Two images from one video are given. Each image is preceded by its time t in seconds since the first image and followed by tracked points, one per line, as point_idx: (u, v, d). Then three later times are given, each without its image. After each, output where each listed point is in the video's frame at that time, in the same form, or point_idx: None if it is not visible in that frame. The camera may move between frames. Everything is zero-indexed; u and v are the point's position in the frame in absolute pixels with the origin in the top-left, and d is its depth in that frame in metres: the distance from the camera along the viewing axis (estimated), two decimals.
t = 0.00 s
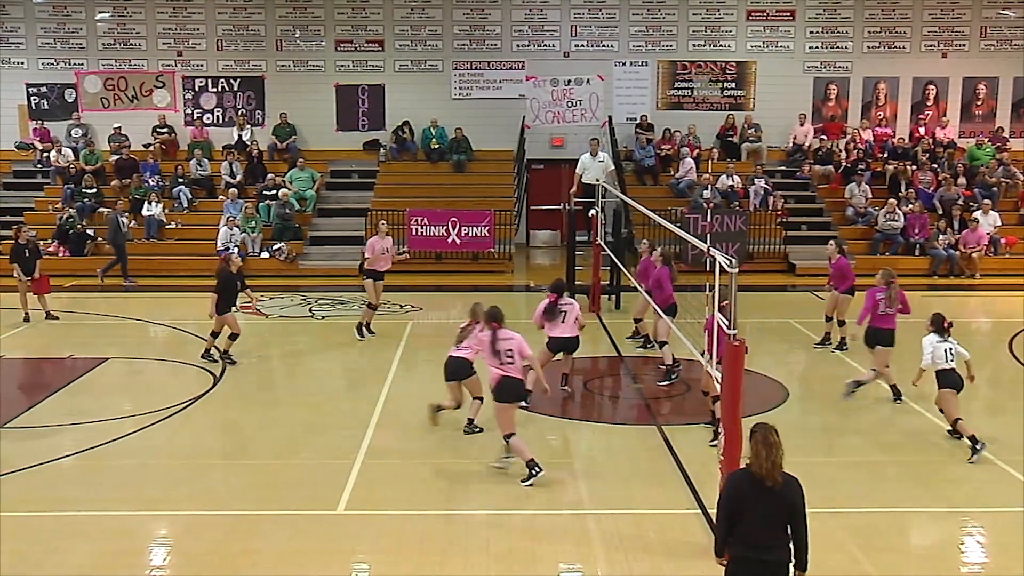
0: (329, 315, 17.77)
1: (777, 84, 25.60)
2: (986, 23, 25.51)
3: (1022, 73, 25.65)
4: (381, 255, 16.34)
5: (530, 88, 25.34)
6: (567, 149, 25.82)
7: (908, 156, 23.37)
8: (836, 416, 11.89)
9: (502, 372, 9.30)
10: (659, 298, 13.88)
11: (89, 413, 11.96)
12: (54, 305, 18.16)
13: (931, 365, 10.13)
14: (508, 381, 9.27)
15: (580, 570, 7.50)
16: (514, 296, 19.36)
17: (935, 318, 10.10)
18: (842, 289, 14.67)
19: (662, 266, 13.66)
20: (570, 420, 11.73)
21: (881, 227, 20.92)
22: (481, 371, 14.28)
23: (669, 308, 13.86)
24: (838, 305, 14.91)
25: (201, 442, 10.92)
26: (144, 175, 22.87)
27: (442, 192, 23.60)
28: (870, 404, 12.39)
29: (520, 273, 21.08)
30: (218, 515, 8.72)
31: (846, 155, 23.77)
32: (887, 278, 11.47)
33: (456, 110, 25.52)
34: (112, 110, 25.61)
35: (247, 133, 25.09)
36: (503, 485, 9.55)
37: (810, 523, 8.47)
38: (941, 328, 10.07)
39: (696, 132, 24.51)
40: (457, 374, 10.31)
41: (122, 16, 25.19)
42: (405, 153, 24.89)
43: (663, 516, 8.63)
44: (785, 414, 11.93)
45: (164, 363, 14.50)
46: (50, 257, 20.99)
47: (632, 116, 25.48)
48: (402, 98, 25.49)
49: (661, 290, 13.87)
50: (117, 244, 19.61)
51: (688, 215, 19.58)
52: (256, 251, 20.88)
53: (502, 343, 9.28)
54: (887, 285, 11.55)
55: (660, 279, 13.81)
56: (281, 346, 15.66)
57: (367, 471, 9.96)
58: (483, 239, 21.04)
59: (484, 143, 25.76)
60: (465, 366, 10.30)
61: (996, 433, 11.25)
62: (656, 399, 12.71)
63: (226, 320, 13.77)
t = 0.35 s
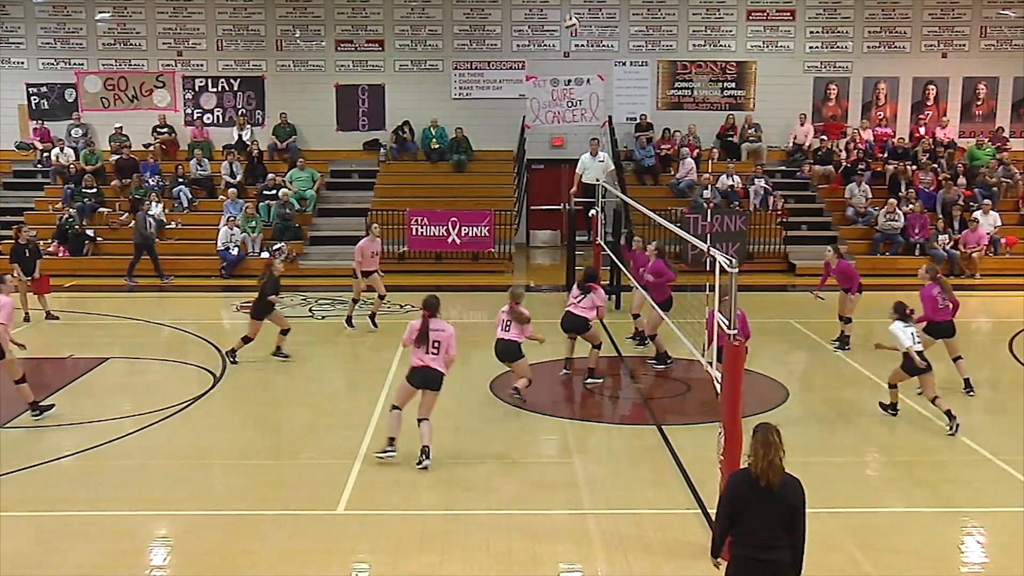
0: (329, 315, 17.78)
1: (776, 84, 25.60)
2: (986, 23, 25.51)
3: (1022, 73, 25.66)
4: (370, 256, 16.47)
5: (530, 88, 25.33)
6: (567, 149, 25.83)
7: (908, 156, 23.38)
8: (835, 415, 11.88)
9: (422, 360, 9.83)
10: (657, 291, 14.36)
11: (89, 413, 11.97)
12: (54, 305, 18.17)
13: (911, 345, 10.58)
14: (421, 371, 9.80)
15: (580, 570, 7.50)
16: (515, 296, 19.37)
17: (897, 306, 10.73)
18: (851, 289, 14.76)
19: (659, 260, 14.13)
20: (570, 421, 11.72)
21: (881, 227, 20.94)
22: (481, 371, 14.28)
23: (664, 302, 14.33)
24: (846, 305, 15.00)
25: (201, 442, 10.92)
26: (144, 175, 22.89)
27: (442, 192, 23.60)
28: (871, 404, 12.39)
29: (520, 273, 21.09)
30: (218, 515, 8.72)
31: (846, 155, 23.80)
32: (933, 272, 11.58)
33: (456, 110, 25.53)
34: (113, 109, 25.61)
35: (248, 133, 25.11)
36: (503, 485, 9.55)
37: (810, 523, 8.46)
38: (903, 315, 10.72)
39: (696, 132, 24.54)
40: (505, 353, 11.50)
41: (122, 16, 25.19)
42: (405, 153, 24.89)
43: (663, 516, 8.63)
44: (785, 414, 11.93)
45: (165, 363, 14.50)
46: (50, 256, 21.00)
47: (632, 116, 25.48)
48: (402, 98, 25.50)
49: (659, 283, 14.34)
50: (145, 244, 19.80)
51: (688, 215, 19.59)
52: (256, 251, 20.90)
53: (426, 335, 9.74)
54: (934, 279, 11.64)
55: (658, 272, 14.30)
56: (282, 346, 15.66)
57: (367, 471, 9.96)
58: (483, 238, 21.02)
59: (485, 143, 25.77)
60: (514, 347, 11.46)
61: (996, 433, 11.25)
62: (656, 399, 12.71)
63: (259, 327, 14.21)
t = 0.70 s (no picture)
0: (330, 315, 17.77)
1: (776, 84, 25.60)
2: (986, 23, 25.51)
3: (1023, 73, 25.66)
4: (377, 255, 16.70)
5: (530, 88, 25.33)
6: (567, 149, 25.83)
7: (908, 157, 23.39)
8: (837, 416, 11.87)
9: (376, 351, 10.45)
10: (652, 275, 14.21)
11: (89, 413, 11.98)
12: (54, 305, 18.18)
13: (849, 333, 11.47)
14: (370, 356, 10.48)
15: (580, 571, 7.50)
16: (515, 296, 19.38)
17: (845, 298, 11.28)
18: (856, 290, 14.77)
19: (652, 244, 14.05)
20: (570, 420, 11.73)
21: (881, 227, 20.95)
22: (481, 371, 14.27)
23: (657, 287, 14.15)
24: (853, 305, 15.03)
25: (201, 442, 10.92)
26: (144, 175, 22.89)
27: (443, 192, 23.61)
28: (871, 405, 12.39)
29: (521, 273, 21.10)
30: (218, 515, 8.73)
31: (846, 155, 23.81)
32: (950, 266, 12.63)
33: (456, 110, 25.53)
34: (113, 109, 25.61)
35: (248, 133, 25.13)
36: (503, 485, 9.55)
37: (810, 523, 8.46)
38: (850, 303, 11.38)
39: (696, 132, 24.56)
40: (529, 344, 12.34)
41: (122, 16, 25.20)
42: (405, 153, 24.89)
43: (663, 516, 8.63)
44: (785, 414, 11.94)
45: (165, 363, 14.50)
46: (50, 256, 21.01)
47: (632, 116, 25.48)
48: (402, 98, 25.50)
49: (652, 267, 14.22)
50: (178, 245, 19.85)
51: (687, 215, 19.60)
52: (256, 251, 20.91)
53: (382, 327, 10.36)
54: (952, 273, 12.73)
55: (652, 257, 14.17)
56: (282, 346, 15.67)
57: (368, 471, 9.96)
58: (483, 238, 21.02)
59: (485, 143, 25.77)
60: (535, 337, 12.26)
61: (996, 433, 11.25)
62: (656, 399, 12.71)
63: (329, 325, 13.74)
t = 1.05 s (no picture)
0: (329, 315, 17.75)
1: (776, 85, 25.60)
2: (986, 23, 25.51)
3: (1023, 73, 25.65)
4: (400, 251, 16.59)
5: (530, 88, 25.34)
6: (567, 149, 25.84)
7: (908, 157, 23.40)
8: (838, 416, 11.86)
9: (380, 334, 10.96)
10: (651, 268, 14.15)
11: (90, 413, 11.97)
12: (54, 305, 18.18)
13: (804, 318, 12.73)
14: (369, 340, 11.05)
15: (580, 571, 7.50)
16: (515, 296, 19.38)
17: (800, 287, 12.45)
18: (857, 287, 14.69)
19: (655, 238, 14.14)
20: (569, 421, 11.72)
21: (881, 227, 20.96)
22: (481, 371, 14.27)
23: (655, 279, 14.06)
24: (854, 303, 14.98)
25: (201, 442, 10.92)
26: (144, 175, 22.90)
27: (443, 192, 23.62)
28: (871, 405, 12.38)
29: (520, 273, 21.11)
30: (218, 515, 8.72)
31: (846, 155, 23.81)
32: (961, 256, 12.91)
33: (456, 110, 25.53)
34: (112, 110, 25.61)
35: (247, 133, 25.14)
36: (503, 485, 9.54)
37: (810, 523, 8.46)
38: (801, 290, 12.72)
39: (696, 132, 24.57)
40: (530, 338, 12.51)
41: (122, 16, 25.20)
42: (405, 153, 24.89)
43: (663, 516, 8.62)
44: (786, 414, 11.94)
45: (165, 363, 14.50)
46: (50, 256, 20.99)
47: (632, 116, 25.48)
48: (402, 98, 25.51)
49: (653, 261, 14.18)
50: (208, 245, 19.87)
51: (687, 215, 19.62)
52: (256, 250, 20.92)
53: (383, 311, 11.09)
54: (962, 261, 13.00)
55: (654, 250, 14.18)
56: (282, 346, 15.67)
57: (368, 471, 9.96)
58: (483, 238, 21.02)
59: (485, 143, 25.77)
60: (537, 332, 12.45)
61: (996, 433, 11.25)
62: (656, 399, 12.71)
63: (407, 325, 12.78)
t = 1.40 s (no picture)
0: (329, 315, 17.75)
1: (776, 85, 25.61)
2: (986, 23, 25.52)
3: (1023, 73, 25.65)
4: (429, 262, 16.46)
5: (530, 88, 25.35)
6: (568, 149, 25.84)
7: (909, 156, 23.42)
8: (839, 416, 11.86)
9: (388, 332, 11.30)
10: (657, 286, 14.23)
11: (90, 413, 11.96)
12: (54, 305, 18.18)
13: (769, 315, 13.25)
14: (379, 339, 11.42)
15: (581, 571, 7.49)
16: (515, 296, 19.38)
17: (765, 286, 12.91)
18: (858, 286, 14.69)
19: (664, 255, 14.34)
20: (569, 420, 11.73)
21: (881, 227, 20.99)
22: (481, 371, 14.26)
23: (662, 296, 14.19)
24: (855, 302, 14.96)
25: (201, 442, 10.92)
26: (145, 175, 22.92)
27: (443, 192, 23.62)
28: (871, 405, 12.38)
29: (521, 273, 21.12)
30: (218, 515, 8.72)
31: (847, 155, 23.84)
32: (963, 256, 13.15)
33: (457, 110, 25.53)
34: (113, 109, 25.61)
35: (248, 133, 25.15)
36: (503, 485, 9.54)
37: (810, 523, 8.46)
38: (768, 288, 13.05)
39: (697, 132, 24.60)
40: (530, 342, 12.66)
41: (123, 16, 25.20)
42: (405, 153, 24.90)
43: (663, 516, 8.62)
44: (786, 413, 11.94)
45: (165, 363, 14.49)
46: (50, 256, 21.00)
47: (632, 115, 25.50)
48: (402, 98, 25.50)
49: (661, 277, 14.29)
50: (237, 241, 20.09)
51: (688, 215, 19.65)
52: (256, 251, 20.92)
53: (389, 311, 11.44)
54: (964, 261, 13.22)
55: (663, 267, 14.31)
56: (282, 346, 15.66)
57: (368, 471, 9.95)
58: (483, 238, 21.02)
59: (485, 143, 25.77)
60: (537, 336, 12.57)
61: (997, 434, 11.22)
62: (655, 398, 12.71)
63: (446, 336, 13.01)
